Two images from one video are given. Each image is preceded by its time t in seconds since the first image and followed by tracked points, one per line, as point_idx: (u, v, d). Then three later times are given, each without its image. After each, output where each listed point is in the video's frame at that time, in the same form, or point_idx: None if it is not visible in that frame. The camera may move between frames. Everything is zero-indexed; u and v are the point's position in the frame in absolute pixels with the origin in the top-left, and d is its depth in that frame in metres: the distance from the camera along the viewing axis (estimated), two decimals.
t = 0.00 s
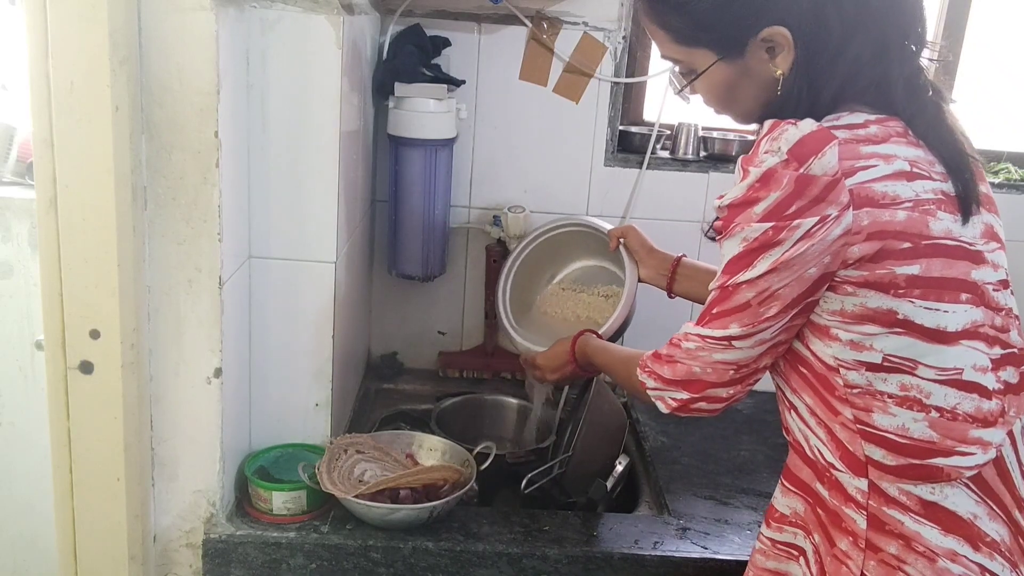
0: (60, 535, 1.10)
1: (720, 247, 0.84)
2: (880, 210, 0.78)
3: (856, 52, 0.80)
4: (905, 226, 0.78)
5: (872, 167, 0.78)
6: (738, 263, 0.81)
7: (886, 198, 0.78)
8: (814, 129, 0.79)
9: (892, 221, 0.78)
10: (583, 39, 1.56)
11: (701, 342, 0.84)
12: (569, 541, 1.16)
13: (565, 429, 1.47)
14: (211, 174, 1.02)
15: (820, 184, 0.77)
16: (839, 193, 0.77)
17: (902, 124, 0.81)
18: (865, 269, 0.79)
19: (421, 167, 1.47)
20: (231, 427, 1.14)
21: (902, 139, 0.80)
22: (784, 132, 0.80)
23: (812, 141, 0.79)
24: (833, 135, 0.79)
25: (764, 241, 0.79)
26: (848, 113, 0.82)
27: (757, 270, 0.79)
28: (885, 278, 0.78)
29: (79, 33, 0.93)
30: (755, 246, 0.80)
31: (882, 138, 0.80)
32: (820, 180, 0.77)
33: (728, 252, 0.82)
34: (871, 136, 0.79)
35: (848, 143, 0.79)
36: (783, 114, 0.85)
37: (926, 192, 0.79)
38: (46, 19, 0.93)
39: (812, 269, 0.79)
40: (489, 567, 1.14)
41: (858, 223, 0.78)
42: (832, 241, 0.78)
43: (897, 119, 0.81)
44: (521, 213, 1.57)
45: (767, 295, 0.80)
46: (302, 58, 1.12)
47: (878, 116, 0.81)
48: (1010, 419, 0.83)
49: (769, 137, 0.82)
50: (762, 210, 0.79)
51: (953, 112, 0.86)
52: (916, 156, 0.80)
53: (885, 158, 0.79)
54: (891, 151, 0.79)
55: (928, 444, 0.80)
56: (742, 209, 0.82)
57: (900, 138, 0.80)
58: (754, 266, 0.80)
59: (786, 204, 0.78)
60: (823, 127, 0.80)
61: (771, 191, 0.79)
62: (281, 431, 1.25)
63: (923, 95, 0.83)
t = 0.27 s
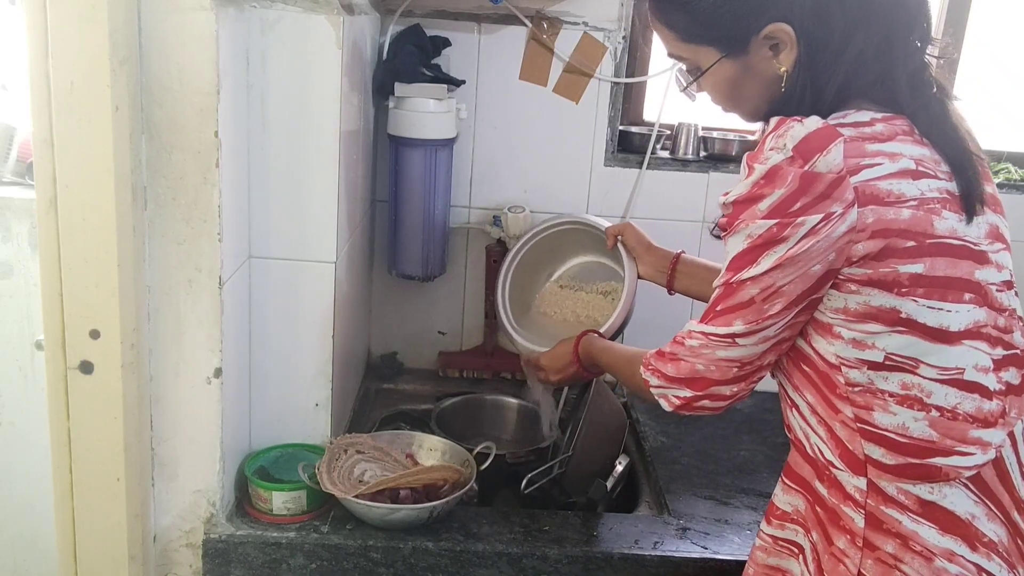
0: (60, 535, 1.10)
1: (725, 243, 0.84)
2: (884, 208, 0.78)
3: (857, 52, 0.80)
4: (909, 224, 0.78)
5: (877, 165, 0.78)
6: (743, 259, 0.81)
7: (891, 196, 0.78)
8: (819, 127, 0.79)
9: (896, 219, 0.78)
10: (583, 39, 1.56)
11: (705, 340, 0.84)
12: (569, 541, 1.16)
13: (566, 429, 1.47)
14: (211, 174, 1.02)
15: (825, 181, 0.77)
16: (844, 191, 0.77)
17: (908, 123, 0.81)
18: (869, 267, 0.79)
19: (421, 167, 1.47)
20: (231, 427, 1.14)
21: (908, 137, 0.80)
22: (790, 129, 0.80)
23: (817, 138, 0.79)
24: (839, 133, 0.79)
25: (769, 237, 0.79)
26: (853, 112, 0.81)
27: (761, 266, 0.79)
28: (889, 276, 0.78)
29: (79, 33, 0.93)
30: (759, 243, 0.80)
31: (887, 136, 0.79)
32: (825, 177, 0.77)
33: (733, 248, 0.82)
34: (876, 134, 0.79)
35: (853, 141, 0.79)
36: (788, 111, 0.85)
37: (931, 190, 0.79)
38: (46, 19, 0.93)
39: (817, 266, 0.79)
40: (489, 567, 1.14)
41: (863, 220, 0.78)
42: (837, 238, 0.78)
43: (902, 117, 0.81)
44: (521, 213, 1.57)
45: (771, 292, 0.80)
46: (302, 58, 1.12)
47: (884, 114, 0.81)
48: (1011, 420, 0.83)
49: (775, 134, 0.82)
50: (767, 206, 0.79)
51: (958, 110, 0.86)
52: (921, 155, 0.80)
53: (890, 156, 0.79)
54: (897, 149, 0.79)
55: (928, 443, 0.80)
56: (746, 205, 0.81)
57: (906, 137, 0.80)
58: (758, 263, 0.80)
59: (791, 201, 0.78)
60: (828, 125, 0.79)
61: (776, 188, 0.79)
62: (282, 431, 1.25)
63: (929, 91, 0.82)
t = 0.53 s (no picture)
0: (60, 535, 1.10)
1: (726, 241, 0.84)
2: (886, 208, 0.78)
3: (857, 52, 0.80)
4: (911, 224, 0.78)
5: (880, 165, 0.78)
6: (744, 257, 0.81)
7: (894, 195, 0.78)
8: (823, 125, 0.79)
9: (898, 218, 0.78)
10: (583, 39, 1.56)
11: (706, 337, 0.84)
12: (569, 541, 1.16)
13: (565, 430, 1.47)
14: (211, 174, 1.02)
15: (827, 179, 0.77)
16: (846, 189, 0.77)
17: (911, 122, 0.81)
18: (871, 266, 0.79)
19: (421, 167, 1.47)
20: (231, 427, 1.14)
21: (911, 137, 0.80)
22: (792, 127, 0.80)
23: (819, 136, 0.79)
24: (841, 131, 0.79)
25: (770, 235, 0.79)
26: (856, 110, 0.81)
27: (763, 264, 0.80)
28: (891, 276, 0.78)
29: (79, 32, 0.93)
30: (760, 241, 0.80)
31: (890, 135, 0.79)
32: (827, 176, 0.77)
33: (735, 246, 0.82)
34: (879, 133, 0.79)
35: (856, 140, 0.79)
36: (790, 109, 0.85)
37: (934, 190, 0.79)
38: (46, 19, 0.93)
39: (818, 265, 0.79)
40: (488, 567, 1.14)
41: (865, 219, 0.78)
42: (838, 237, 0.78)
43: (905, 117, 0.81)
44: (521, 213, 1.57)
45: (772, 289, 0.80)
46: (302, 58, 1.12)
47: (887, 113, 0.81)
48: (1010, 421, 0.83)
49: (777, 132, 0.82)
50: (768, 204, 0.79)
51: (961, 109, 0.86)
52: (924, 154, 0.79)
53: (893, 155, 0.78)
54: (900, 149, 0.79)
55: (927, 443, 0.80)
56: (748, 202, 0.81)
57: (909, 136, 0.80)
58: (759, 261, 0.80)
59: (792, 199, 0.78)
60: (831, 123, 0.79)
61: (778, 185, 0.79)
62: (282, 431, 1.25)
63: (932, 90, 0.82)
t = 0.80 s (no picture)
0: (60, 535, 1.10)
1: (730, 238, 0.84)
2: (890, 207, 0.78)
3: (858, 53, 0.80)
4: (915, 223, 0.78)
5: (885, 164, 0.78)
6: (747, 255, 0.81)
7: (898, 194, 0.78)
8: (828, 123, 0.79)
9: (902, 217, 0.78)
10: (583, 39, 1.56)
11: (707, 335, 0.84)
12: (569, 541, 1.16)
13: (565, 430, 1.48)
14: (211, 174, 1.02)
15: (831, 177, 0.77)
16: (850, 187, 0.77)
17: (916, 121, 0.81)
18: (874, 265, 0.79)
19: (421, 167, 1.47)
20: (231, 427, 1.14)
21: (917, 136, 0.80)
22: (797, 124, 0.80)
23: (824, 134, 0.79)
24: (847, 130, 0.79)
25: (774, 232, 0.79)
26: (861, 109, 0.81)
27: (766, 262, 0.80)
28: (894, 275, 0.78)
29: (79, 32, 0.93)
30: (763, 239, 0.80)
31: (895, 134, 0.79)
32: (832, 174, 0.77)
33: (738, 243, 0.83)
34: (884, 132, 0.79)
35: (862, 138, 0.79)
36: (792, 108, 0.85)
37: (938, 189, 0.79)
38: (46, 19, 0.93)
39: (820, 264, 0.79)
40: (488, 567, 1.14)
41: (868, 218, 0.78)
42: (841, 236, 0.78)
43: (911, 116, 0.81)
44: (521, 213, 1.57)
45: (774, 287, 0.80)
46: (301, 58, 1.12)
47: (892, 113, 0.81)
48: (1010, 423, 0.83)
49: (782, 129, 0.82)
50: (773, 201, 0.80)
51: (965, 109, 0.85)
52: (929, 154, 0.79)
53: (898, 154, 0.78)
54: (905, 147, 0.79)
55: (927, 444, 0.81)
56: (753, 199, 0.82)
57: (914, 135, 0.80)
58: (763, 258, 0.80)
59: (796, 197, 0.78)
60: (836, 121, 0.79)
61: (782, 183, 0.79)
62: (282, 431, 1.25)
63: (936, 89, 0.81)
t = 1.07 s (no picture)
0: (60, 535, 1.10)
1: (737, 229, 0.84)
2: (899, 201, 0.78)
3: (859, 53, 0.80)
4: (923, 219, 0.78)
5: (895, 158, 0.78)
6: (754, 246, 0.81)
7: (908, 189, 0.78)
8: (840, 114, 0.79)
9: (910, 212, 0.78)
10: (583, 39, 1.56)
11: (706, 326, 0.84)
12: (568, 541, 1.16)
13: (565, 430, 1.48)
14: (211, 174, 1.02)
15: (842, 169, 0.77)
16: (860, 180, 0.77)
17: (929, 118, 0.80)
18: (881, 260, 0.79)
19: (422, 167, 1.47)
20: (231, 427, 1.14)
21: (928, 132, 0.79)
22: (810, 115, 0.80)
23: (836, 126, 0.79)
24: (859, 122, 0.79)
25: (782, 224, 0.79)
26: (871, 102, 0.81)
27: (772, 253, 0.79)
28: (901, 270, 0.78)
29: (79, 32, 0.93)
30: (771, 230, 0.80)
31: (906, 130, 0.79)
32: (842, 166, 0.77)
33: (745, 233, 0.83)
34: (894, 127, 0.79)
35: (873, 132, 0.79)
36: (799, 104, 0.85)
37: (947, 186, 0.79)
38: (46, 19, 0.93)
39: (827, 256, 0.79)
40: (488, 566, 1.14)
41: (877, 212, 0.78)
42: (849, 229, 0.78)
43: (923, 112, 0.80)
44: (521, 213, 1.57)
45: (780, 279, 0.80)
46: (301, 58, 1.12)
47: (904, 108, 0.80)
48: (1011, 423, 0.83)
49: (794, 120, 0.82)
50: (783, 191, 0.79)
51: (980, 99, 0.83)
52: (940, 150, 0.79)
53: (908, 149, 0.78)
54: (916, 143, 0.78)
55: (928, 442, 0.80)
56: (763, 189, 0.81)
57: (926, 132, 0.79)
58: (769, 249, 0.80)
59: (806, 188, 0.78)
60: (848, 113, 0.79)
61: (792, 173, 0.79)
62: (282, 431, 1.25)
63: (939, 88, 0.81)
